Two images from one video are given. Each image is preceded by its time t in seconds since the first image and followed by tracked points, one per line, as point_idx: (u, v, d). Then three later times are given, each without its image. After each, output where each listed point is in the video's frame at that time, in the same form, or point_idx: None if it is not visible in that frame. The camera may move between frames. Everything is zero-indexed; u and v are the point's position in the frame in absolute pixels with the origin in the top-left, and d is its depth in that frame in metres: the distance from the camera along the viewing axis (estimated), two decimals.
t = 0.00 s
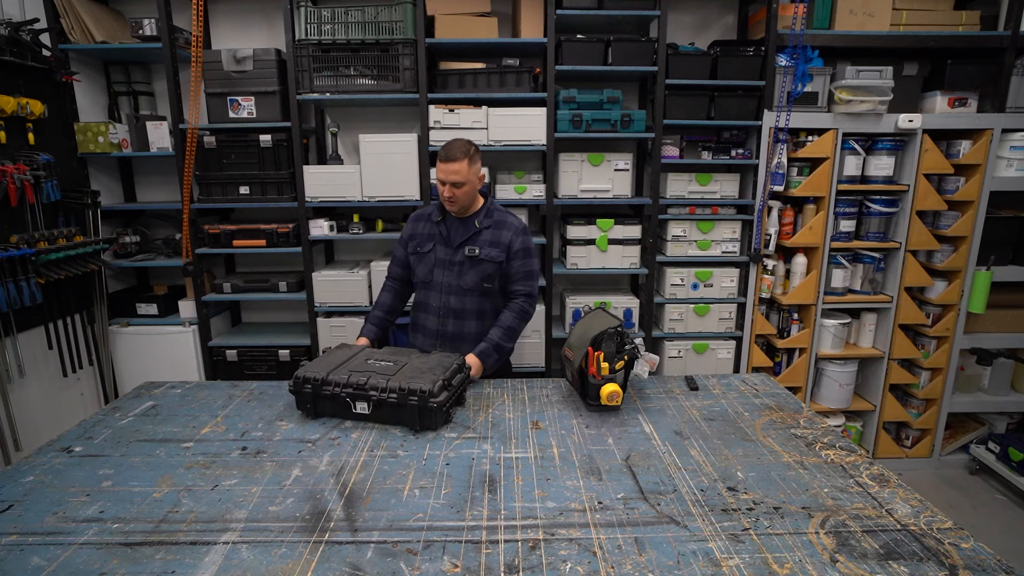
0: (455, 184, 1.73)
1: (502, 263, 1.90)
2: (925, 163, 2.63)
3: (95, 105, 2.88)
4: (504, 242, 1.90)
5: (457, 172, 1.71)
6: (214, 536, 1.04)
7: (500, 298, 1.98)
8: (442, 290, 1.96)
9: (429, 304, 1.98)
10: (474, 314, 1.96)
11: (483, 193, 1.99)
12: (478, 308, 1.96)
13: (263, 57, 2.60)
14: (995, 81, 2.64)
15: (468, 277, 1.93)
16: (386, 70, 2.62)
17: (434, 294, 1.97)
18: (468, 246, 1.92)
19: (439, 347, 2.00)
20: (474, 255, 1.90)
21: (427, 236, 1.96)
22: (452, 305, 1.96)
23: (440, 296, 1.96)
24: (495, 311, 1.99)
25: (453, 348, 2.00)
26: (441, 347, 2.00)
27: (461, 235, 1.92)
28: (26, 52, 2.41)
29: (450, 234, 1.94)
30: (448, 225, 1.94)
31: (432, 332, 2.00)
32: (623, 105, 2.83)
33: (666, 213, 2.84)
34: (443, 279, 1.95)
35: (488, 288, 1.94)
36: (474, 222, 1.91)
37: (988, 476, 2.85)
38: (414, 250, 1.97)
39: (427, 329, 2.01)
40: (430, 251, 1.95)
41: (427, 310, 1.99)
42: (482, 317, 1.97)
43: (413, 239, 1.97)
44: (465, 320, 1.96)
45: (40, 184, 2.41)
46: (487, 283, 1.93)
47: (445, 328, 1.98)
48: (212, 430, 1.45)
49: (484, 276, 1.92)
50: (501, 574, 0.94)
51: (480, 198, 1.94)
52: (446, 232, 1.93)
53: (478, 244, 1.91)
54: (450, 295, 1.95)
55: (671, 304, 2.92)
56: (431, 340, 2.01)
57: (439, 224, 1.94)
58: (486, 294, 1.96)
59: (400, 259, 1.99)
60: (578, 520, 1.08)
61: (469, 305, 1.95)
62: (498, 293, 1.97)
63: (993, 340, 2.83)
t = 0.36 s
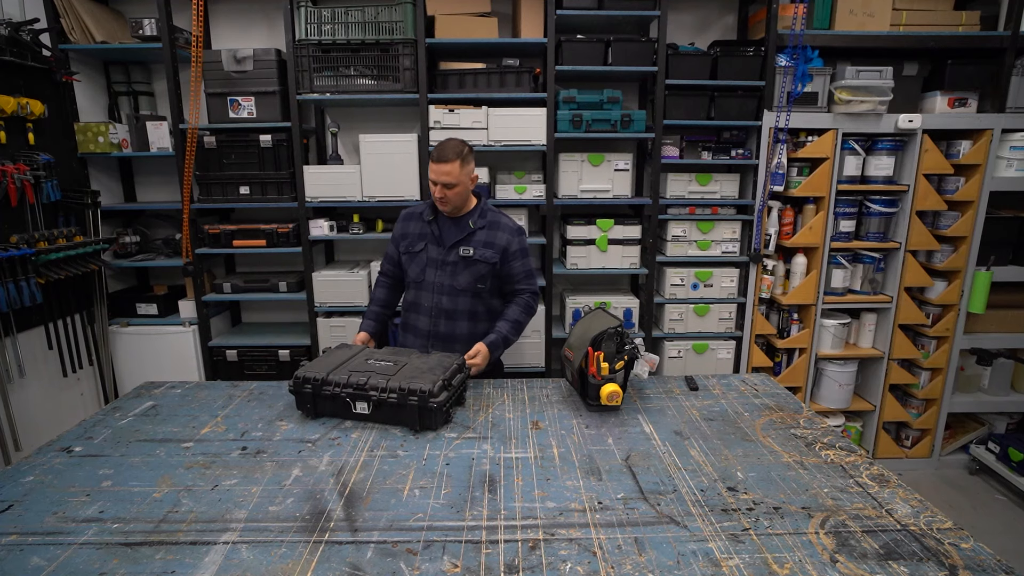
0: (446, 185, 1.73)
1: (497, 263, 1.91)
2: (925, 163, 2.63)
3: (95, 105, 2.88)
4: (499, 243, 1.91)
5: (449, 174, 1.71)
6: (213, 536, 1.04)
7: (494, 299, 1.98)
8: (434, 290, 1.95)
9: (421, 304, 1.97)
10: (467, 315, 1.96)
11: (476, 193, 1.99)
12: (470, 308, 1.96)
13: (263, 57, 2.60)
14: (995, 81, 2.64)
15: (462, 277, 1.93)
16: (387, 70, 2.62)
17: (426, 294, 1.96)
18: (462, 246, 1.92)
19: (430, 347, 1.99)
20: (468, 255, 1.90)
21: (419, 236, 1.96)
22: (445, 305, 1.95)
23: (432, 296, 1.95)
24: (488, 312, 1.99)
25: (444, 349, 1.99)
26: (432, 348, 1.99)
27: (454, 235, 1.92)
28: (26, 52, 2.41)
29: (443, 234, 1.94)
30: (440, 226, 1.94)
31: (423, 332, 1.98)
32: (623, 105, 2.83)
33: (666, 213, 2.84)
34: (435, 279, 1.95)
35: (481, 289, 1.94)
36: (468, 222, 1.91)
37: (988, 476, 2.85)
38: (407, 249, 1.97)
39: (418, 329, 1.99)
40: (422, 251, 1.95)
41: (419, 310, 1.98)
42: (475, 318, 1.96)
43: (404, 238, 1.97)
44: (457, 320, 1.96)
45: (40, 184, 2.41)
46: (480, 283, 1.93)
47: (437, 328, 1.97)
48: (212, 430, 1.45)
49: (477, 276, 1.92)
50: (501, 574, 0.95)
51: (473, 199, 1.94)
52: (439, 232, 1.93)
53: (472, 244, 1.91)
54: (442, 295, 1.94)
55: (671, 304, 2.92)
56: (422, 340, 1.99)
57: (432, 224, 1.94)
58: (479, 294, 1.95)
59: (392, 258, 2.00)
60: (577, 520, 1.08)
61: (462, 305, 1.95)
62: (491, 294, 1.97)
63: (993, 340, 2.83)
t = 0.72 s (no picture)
0: (447, 187, 1.73)
1: (493, 264, 1.91)
2: (925, 163, 2.63)
3: (95, 106, 2.88)
4: (496, 244, 1.91)
5: (450, 175, 1.71)
6: (214, 536, 1.04)
7: (491, 300, 1.99)
8: (431, 291, 1.95)
9: (419, 305, 1.97)
10: (465, 316, 1.96)
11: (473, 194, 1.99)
12: (468, 309, 1.96)
13: (263, 57, 2.60)
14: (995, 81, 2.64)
15: (459, 278, 1.93)
16: (387, 70, 2.62)
17: (424, 295, 1.96)
18: (459, 247, 1.92)
19: (428, 348, 1.99)
20: (465, 257, 1.90)
21: (416, 237, 1.96)
22: (442, 306, 1.95)
23: (429, 297, 1.95)
24: (485, 313, 1.99)
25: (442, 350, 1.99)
26: (431, 349, 1.99)
27: (452, 236, 1.92)
28: (26, 52, 2.41)
29: (440, 235, 1.94)
30: (437, 226, 1.94)
31: (421, 333, 1.99)
32: (623, 105, 2.83)
33: (666, 213, 2.84)
34: (433, 280, 1.94)
35: (478, 290, 1.94)
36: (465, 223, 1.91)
37: (988, 476, 2.85)
38: (404, 249, 1.96)
39: (416, 331, 1.99)
40: (419, 251, 1.95)
41: (416, 311, 1.98)
42: (473, 319, 1.96)
43: (401, 239, 1.97)
44: (455, 322, 1.96)
45: (40, 184, 2.41)
46: (477, 285, 1.93)
47: (435, 329, 1.97)
48: (212, 430, 1.45)
49: (475, 278, 1.92)
50: (501, 574, 0.94)
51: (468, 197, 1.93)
52: (436, 233, 1.93)
53: (469, 245, 1.91)
54: (440, 297, 1.94)
55: (671, 304, 2.92)
56: (420, 342, 1.99)
57: (429, 225, 1.93)
58: (476, 296, 1.95)
59: (389, 259, 2.00)
60: (577, 520, 1.08)
61: (459, 306, 1.95)
62: (488, 295, 1.97)
63: (993, 340, 2.83)
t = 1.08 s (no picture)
0: (441, 190, 1.73)
1: (493, 268, 1.91)
2: (925, 163, 2.63)
3: (95, 106, 2.88)
4: (495, 247, 1.90)
5: (445, 178, 1.71)
6: (214, 536, 1.04)
7: (490, 302, 1.99)
8: (431, 293, 1.96)
9: (418, 308, 1.98)
10: (464, 319, 1.97)
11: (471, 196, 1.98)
12: (468, 312, 1.97)
13: (263, 57, 2.60)
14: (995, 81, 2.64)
15: (459, 282, 1.93)
16: (387, 70, 2.62)
17: (424, 298, 1.96)
18: (459, 250, 1.91)
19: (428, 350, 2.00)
20: (464, 261, 1.90)
21: (415, 238, 1.95)
22: (442, 309, 1.96)
23: (429, 300, 1.96)
24: (484, 315, 2.00)
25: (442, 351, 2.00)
26: (430, 350, 2.01)
27: (451, 239, 1.91)
28: (26, 52, 2.41)
29: (439, 237, 1.93)
30: (436, 228, 1.93)
31: (421, 335, 1.99)
32: (623, 105, 2.83)
33: (666, 213, 2.84)
34: (432, 283, 1.95)
35: (478, 293, 1.95)
36: (464, 226, 1.90)
37: (988, 476, 2.85)
38: (403, 251, 1.96)
39: (415, 333, 2.00)
40: (418, 253, 1.94)
41: (416, 313, 1.99)
42: (473, 322, 1.98)
43: (400, 240, 1.97)
44: (455, 324, 1.97)
45: (40, 184, 2.41)
46: (477, 288, 1.94)
47: (434, 332, 1.98)
48: (212, 430, 1.45)
49: (475, 281, 1.93)
50: (501, 574, 0.94)
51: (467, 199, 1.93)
52: (435, 235, 1.93)
53: (468, 249, 1.91)
54: (440, 300, 1.95)
55: (671, 304, 2.92)
56: (419, 343, 2.01)
57: (428, 227, 1.93)
58: (476, 298, 1.96)
59: (387, 260, 2.00)
60: (577, 520, 1.08)
61: (459, 309, 1.96)
62: (487, 297, 1.98)
63: (993, 340, 2.83)
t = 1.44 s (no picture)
0: (436, 190, 1.73)
1: (489, 265, 1.92)
2: (925, 163, 2.63)
3: (95, 106, 2.88)
4: (489, 244, 1.90)
5: (438, 179, 1.70)
6: (214, 536, 1.04)
7: (488, 300, 2.00)
8: (429, 294, 1.96)
9: (417, 310, 1.99)
10: (464, 318, 1.98)
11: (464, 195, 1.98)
12: (467, 311, 1.98)
13: (263, 57, 2.60)
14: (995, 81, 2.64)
15: (457, 282, 1.94)
16: (387, 70, 2.62)
17: (422, 299, 1.97)
18: (454, 250, 1.92)
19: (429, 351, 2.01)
20: (461, 260, 1.91)
21: (410, 240, 1.95)
22: (441, 310, 1.97)
23: (428, 301, 1.96)
24: (483, 313, 2.01)
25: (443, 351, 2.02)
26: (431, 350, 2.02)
27: (446, 239, 1.91)
28: (26, 52, 2.41)
29: (434, 238, 1.93)
30: (430, 229, 1.93)
31: (421, 337, 2.00)
32: (623, 105, 2.83)
33: (666, 213, 2.83)
34: (430, 284, 1.95)
35: (476, 292, 1.96)
36: (458, 225, 1.90)
37: (988, 476, 2.85)
38: (398, 254, 1.95)
39: (415, 334, 2.01)
40: (414, 255, 1.94)
41: (415, 315, 2.00)
42: (473, 321, 1.99)
43: (394, 243, 1.96)
44: (455, 324, 1.98)
45: (40, 184, 2.41)
46: (475, 287, 1.95)
47: (434, 333, 1.99)
48: (212, 430, 1.45)
49: (472, 280, 1.94)
50: (501, 574, 0.95)
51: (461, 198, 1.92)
52: (430, 237, 1.92)
53: (464, 248, 1.91)
54: (438, 300, 1.95)
55: (671, 304, 2.92)
56: (420, 345, 2.02)
57: (422, 228, 1.92)
58: (474, 297, 1.97)
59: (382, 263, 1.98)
60: (577, 520, 1.08)
61: (458, 309, 1.97)
62: (485, 296, 1.99)
63: (993, 340, 2.83)
